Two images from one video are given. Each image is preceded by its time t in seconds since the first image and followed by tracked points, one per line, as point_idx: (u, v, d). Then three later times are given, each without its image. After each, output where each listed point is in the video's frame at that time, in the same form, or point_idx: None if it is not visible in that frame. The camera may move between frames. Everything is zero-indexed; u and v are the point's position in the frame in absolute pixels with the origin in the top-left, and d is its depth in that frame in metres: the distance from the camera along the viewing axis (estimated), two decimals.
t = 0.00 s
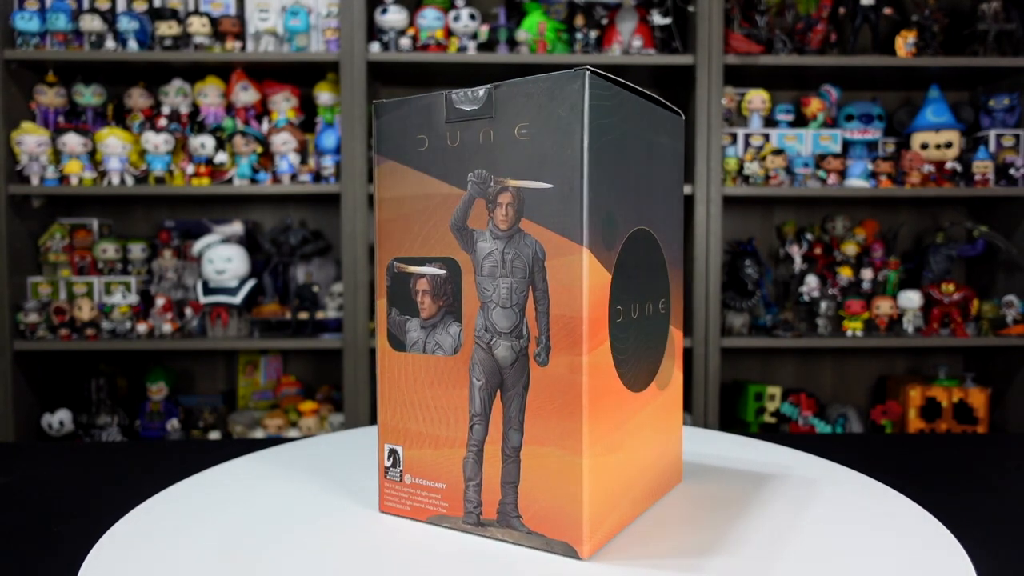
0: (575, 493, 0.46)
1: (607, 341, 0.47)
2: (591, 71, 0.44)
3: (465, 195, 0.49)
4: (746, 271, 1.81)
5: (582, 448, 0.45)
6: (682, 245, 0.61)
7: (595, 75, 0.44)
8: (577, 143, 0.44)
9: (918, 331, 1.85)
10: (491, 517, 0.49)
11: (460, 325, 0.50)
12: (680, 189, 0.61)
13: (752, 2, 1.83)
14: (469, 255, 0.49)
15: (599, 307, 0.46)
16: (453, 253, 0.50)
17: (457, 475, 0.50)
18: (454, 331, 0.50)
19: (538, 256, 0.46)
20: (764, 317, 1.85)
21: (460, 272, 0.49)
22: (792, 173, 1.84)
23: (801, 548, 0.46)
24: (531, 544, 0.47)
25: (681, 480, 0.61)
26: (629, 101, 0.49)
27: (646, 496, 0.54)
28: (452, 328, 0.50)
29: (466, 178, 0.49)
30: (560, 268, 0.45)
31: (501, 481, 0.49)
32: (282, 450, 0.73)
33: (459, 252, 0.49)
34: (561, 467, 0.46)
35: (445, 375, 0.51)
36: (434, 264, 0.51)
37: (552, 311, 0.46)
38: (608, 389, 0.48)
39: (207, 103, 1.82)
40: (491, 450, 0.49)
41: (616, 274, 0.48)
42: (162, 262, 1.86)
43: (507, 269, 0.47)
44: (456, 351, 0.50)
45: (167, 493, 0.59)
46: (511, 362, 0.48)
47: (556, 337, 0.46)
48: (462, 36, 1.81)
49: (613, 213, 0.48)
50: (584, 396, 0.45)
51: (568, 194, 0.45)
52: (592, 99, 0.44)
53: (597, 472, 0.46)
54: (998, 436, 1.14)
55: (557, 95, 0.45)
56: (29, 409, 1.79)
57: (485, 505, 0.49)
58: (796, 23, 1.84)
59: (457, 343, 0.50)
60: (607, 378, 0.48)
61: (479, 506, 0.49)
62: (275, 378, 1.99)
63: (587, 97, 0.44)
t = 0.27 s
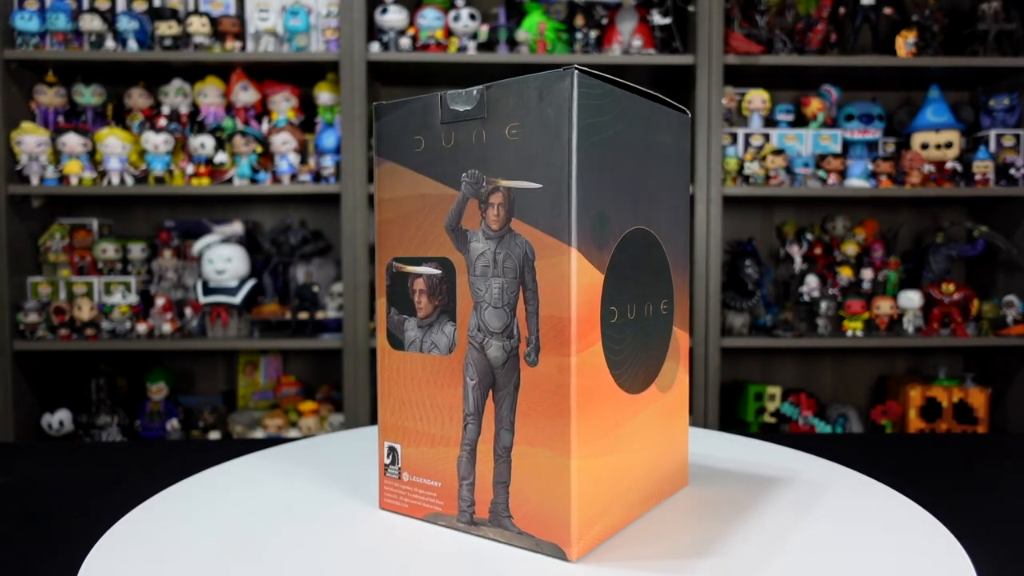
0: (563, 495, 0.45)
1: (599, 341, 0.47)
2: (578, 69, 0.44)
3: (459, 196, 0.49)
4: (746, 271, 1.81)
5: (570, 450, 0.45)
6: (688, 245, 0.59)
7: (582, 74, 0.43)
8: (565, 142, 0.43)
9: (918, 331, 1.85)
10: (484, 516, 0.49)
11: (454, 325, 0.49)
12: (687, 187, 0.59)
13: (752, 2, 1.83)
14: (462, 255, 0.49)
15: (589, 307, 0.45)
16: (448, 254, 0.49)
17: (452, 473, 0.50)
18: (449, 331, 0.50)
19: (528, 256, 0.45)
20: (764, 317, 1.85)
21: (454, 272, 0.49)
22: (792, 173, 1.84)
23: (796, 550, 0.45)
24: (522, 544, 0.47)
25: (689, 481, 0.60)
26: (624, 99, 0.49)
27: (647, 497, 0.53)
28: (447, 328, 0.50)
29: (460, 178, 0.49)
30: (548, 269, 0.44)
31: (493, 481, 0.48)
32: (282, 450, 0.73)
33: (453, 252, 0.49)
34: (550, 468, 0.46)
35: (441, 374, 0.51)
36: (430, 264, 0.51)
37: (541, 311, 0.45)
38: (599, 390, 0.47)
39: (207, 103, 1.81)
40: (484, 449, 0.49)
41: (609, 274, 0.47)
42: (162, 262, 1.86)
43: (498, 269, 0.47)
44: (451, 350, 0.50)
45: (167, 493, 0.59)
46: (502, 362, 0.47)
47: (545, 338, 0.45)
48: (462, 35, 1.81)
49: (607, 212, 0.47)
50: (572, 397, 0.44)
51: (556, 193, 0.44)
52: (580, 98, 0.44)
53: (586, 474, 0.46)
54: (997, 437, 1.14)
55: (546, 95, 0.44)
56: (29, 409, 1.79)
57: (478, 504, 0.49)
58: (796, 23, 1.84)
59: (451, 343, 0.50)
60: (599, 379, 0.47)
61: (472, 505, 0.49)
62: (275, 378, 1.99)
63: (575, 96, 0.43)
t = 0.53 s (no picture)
0: (551, 496, 0.45)
1: (591, 342, 0.46)
2: (568, 68, 0.43)
3: (453, 196, 0.49)
4: (746, 271, 1.81)
5: (558, 450, 0.44)
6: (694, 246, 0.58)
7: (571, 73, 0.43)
8: (553, 142, 0.43)
9: (918, 331, 1.85)
10: (477, 515, 0.48)
11: (449, 324, 0.49)
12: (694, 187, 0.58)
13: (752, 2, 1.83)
14: (456, 255, 0.48)
15: (579, 308, 0.45)
16: (443, 253, 0.49)
17: (447, 472, 0.50)
18: (444, 330, 0.50)
19: (518, 256, 0.45)
20: (765, 317, 1.85)
21: (449, 272, 0.49)
22: (792, 173, 1.84)
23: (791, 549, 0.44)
24: (512, 544, 0.46)
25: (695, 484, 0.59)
26: (620, 97, 0.48)
27: (646, 500, 0.52)
28: (442, 327, 0.50)
29: (454, 178, 0.49)
30: (537, 269, 0.44)
31: (485, 480, 0.48)
32: (282, 450, 0.73)
33: (447, 251, 0.49)
34: (538, 469, 0.45)
35: (437, 373, 0.51)
36: (427, 264, 0.51)
37: (530, 311, 0.45)
38: (591, 391, 0.46)
39: (207, 103, 1.81)
40: (477, 448, 0.49)
41: (601, 274, 0.47)
42: (162, 262, 1.86)
43: (490, 269, 0.46)
44: (446, 349, 0.50)
45: (167, 492, 0.59)
46: (494, 362, 0.47)
47: (534, 337, 0.45)
48: (462, 36, 1.81)
49: (600, 211, 0.46)
50: (560, 398, 0.44)
51: (545, 193, 0.44)
52: (569, 98, 0.43)
53: (575, 475, 0.45)
54: (997, 436, 1.14)
55: (535, 95, 0.44)
56: (29, 409, 1.79)
57: (471, 503, 0.49)
58: (796, 23, 1.84)
59: (447, 342, 0.50)
60: (591, 380, 0.46)
61: (466, 504, 0.49)
62: (275, 377, 1.99)
63: (562, 96, 0.43)
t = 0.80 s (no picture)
0: (538, 497, 0.44)
1: (582, 342, 0.45)
2: (555, 67, 0.43)
3: (448, 196, 0.49)
4: (746, 271, 1.81)
5: (545, 451, 0.44)
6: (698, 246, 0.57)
7: (557, 72, 0.42)
8: (540, 142, 0.43)
9: (917, 331, 1.85)
10: (470, 514, 0.48)
11: (444, 323, 0.49)
12: (698, 186, 0.57)
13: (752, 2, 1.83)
14: (451, 255, 0.48)
15: (569, 308, 0.44)
16: (439, 254, 0.49)
17: (442, 470, 0.50)
18: (440, 330, 0.50)
19: (508, 256, 0.45)
20: (764, 317, 1.85)
21: (444, 272, 0.49)
22: (792, 173, 1.84)
23: (789, 550, 0.44)
24: (502, 544, 0.46)
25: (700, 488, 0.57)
26: (614, 95, 0.47)
27: (644, 503, 0.51)
28: (438, 326, 0.50)
29: (449, 179, 0.49)
30: (526, 269, 0.44)
31: (477, 480, 0.48)
32: (283, 450, 0.73)
33: (442, 251, 0.49)
34: (527, 469, 0.45)
35: (432, 371, 0.51)
36: (424, 264, 0.50)
37: (519, 311, 0.44)
38: (582, 392, 0.46)
39: (207, 103, 1.81)
40: (470, 448, 0.48)
41: (592, 274, 0.46)
42: (162, 262, 1.86)
43: (482, 269, 0.46)
44: (441, 349, 0.50)
45: (167, 493, 0.59)
46: (486, 361, 0.47)
47: (522, 338, 0.44)
48: (462, 35, 1.81)
49: (592, 211, 0.46)
50: (547, 399, 0.43)
51: (532, 193, 0.43)
52: (556, 96, 0.43)
53: (563, 477, 0.44)
54: (997, 436, 1.14)
55: (524, 94, 0.44)
56: (29, 409, 1.79)
57: (464, 501, 0.49)
58: (796, 23, 1.84)
59: (442, 342, 0.50)
60: (582, 382, 0.46)
61: (460, 503, 0.49)
62: (275, 377, 1.99)
63: (549, 95, 0.42)
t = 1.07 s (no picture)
0: (527, 497, 0.44)
1: (573, 342, 0.45)
2: (542, 67, 0.42)
3: (443, 197, 0.49)
4: (746, 271, 1.81)
5: (532, 452, 0.43)
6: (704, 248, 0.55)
7: (545, 72, 0.42)
8: (527, 142, 0.42)
9: (918, 331, 1.85)
10: (463, 513, 0.48)
11: (440, 323, 0.49)
12: (704, 187, 0.55)
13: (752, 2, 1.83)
14: (446, 255, 0.48)
15: (558, 308, 0.44)
16: (435, 253, 0.49)
17: (438, 469, 0.50)
18: (436, 330, 0.50)
19: (498, 257, 0.45)
20: (764, 317, 1.85)
21: (440, 271, 0.49)
22: (792, 173, 1.84)
23: (783, 552, 0.44)
24: (493, 543, 0.46)
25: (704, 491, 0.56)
26: (608, 94, 0.46)
27: (642, 505, 0.50)
28: (433, 326, 0.50)
29: (444, 179, 0.49)
30: (515, 270, 0.44)
31: (470, 479, 0.48)
32: (283, 450, 0.73)
33: (438, 251, 0.49)
34: (516, 469, 0.45)
35: (429, 371, 0.51)
36: (421, 264, 0.51)
37: (509, 312, 0.44)
38: (573, 393, 0.45)
39: (207, 103, 1.81)
40: (464, 447, 0.48)
41: (583, 274, 0.45)
42: (162, 262, 1.86)
43: (474, 269, 0.46)
44: (437, 348, 0.50)
45: (167, 493, 0.59)
46: (478, 362, 0.47)
47: (511, 338, 0.44)
48: (462, 35, 1.80)
49: (583, 210, 0.45)
50: (534, 399, 0.43)
51: (521, 192, 0.43)
52: (544, 96, 0.42)
53: (553, 478, 0.44)
54: (997, 436, 1.14)
55: (512, 95, 0.44)
56: (29, 409, 1.79)
57: (458, 500, 0.49)
58: (796, 23, 1.84)
59: (438, 341, 0.50)
60: (573, 382, 0.45)
61: (454, 502, 0.49)
62: (275, 378, 1.99)
63: (536, 95, 0.42)
